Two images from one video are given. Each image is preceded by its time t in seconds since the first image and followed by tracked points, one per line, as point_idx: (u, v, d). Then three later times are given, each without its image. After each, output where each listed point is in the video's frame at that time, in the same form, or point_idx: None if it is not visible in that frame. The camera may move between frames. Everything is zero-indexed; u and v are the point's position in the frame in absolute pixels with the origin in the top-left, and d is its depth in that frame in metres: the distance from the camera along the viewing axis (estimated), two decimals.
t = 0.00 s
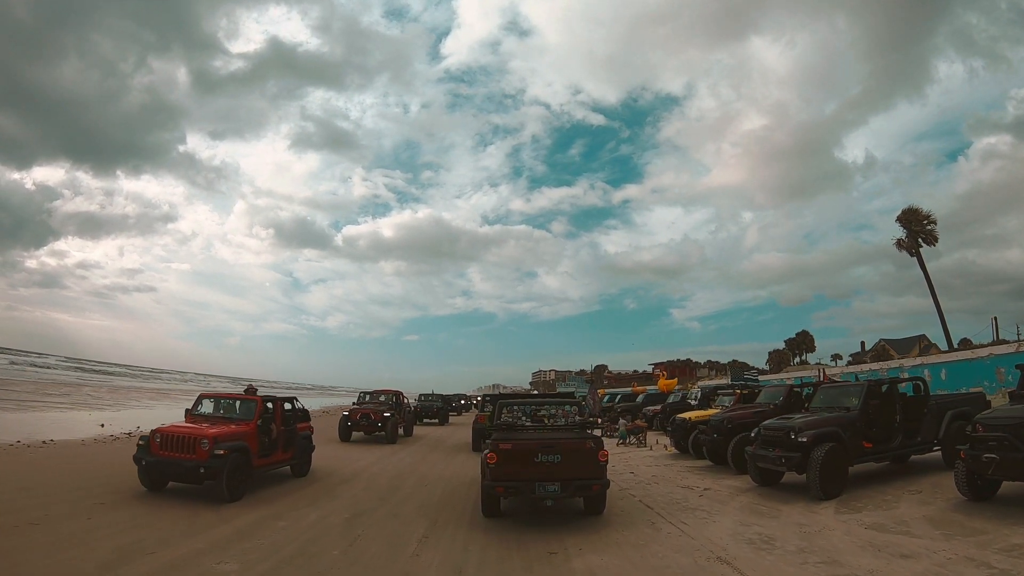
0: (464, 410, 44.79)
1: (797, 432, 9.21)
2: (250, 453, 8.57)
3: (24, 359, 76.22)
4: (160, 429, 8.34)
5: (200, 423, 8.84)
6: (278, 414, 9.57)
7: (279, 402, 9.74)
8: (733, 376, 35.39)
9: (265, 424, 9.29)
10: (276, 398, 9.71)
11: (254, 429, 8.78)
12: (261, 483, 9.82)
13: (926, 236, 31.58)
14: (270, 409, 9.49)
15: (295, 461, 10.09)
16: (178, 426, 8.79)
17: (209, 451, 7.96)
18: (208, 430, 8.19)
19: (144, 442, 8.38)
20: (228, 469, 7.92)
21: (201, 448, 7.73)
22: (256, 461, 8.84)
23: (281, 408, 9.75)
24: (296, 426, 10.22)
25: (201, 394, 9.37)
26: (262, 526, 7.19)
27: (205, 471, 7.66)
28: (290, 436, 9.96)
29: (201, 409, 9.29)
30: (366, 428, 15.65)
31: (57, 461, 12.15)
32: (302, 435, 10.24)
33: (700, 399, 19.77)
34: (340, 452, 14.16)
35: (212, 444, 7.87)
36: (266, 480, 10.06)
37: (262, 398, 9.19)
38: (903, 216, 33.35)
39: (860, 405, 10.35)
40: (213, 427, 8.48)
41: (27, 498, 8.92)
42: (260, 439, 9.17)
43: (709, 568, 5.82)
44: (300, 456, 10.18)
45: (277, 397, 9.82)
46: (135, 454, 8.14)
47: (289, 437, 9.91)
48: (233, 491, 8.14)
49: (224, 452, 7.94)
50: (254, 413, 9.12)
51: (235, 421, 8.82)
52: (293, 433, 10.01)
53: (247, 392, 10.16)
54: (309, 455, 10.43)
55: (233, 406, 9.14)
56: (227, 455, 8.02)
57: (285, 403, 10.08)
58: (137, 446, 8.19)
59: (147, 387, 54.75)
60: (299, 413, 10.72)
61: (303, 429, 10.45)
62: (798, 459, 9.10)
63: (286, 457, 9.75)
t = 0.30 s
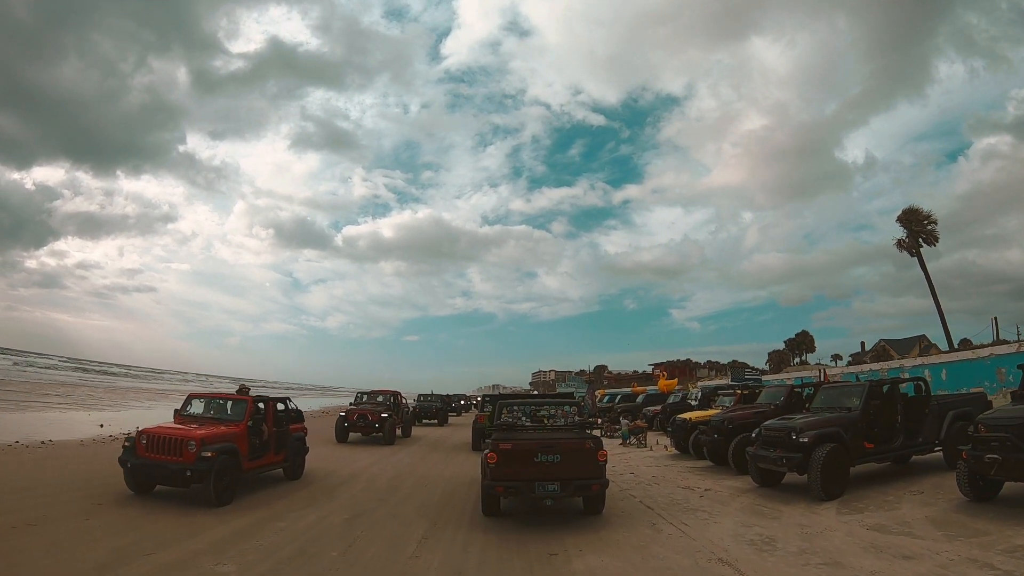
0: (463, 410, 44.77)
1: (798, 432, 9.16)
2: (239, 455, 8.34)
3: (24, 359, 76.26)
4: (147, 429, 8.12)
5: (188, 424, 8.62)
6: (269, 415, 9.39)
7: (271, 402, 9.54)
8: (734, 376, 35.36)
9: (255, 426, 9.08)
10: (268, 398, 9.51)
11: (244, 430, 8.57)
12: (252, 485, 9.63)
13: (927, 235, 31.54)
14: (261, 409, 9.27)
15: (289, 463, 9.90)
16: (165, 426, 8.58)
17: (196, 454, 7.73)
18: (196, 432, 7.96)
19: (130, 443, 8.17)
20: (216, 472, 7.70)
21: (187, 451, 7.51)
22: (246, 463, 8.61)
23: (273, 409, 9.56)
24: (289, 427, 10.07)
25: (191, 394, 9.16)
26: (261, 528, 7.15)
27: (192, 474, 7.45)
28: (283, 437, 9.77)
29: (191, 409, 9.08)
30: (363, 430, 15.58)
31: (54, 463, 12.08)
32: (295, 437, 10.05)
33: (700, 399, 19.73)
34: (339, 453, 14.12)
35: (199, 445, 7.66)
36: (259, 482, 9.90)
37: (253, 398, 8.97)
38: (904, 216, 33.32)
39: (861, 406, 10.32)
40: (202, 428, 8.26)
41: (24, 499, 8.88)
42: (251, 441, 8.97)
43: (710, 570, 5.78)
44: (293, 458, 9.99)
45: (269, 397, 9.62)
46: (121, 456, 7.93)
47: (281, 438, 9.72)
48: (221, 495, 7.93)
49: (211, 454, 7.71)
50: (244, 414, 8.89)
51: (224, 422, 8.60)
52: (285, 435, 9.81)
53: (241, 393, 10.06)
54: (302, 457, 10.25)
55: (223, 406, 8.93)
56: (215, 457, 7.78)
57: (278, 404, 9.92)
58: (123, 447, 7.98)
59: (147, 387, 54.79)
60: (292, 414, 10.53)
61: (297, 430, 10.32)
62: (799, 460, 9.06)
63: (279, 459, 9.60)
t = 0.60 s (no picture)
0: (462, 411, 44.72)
1: (800, 433, 9.11)
2: (230, 457, 8.17)
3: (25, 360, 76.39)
4: (134, 431, 7.97)
5: (178, 425, 8.47)
6: (262, 416, 9.23)
7: (263, 403, 9.38)
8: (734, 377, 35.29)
9: (247, 426, 8.91)
10: (260, 398, 9.35)
11: (235, 431, 8.41)
12: (245, 488, 9.46)
13: (927, 235, 31.48)
14: (253, 410, 9.11)
15: (282, 466, 9.73)
16: (154, 427, 8.43)
17: (184, 456, 7.58)
18: (184, 434, 7.80)
19: (117, 445, 8.01)
20: (204, 474, 7.53)
21: (175, 453, 7.36)
22: (237, 466, 8.44)
23: (266, 409, 9.40)
24: (283, 429, 9.91)
25: (180, 395, 9.00)
26: (259, 529, 7.11)
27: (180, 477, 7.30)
28: (276, 439, 9.60)
29: (181, 410, 8.92)
30: (360, 431, 15.44)
31: (51, 463, 12.01)
32: (288, 439, 9.89)
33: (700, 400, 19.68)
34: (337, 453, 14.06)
35: (187, 448, 7.50)
36: (252, 485, 9.74)
37: (244, 398, 8.80)
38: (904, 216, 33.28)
39: (863, 406, 10.27)
40: (191, 430, 8.11)
41: (21, 499, 8.84)
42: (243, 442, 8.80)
43: (712, 571, 5.73)
44: (287, 460, 9.82)
45: (262, 397, 9.47)
46: (108, 458, 7.78)
47: (275, 440, 9.55)
48: (210, 499, 7.74)
49: (200, 456, 7.55)
50: (234, 415, 8.73)
51: (214, 424, 8.45)
52: (279, 436, 9.65)
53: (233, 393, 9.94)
54: (296, 459, 10.09)
55: (214, 406, 8.78)
56: (203, 459, 7.62)
57: (271, 405, 9.77)
58: (110, 449, 7.82)
59: (148, 387, 54.85)
60: (285, 415, 10.38)
61: (291, 432, 10.17)
62: (800, 461, 9.01)
63: (273, 461, 9.45)
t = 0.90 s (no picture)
0: (462, 412, 44.64)
1: (802, 434, 9.04)
2: (220, 459, 7.98)
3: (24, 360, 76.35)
4: (121, 432, 7.80)
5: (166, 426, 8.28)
6: (254, 416, 9.05)
7: (256, 403, 9.20)
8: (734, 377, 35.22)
9: (238, 427, 8.72)
10: (252, 398, 9.17)
11: (226, 432, 8.23)
12: (237, 491, 9.27)
13: (928, 235, 31.41)
14: (245, 411, 8.93)
15: (276, 468, 9.54)
16: (142, 428, 8.25)
17: (172, 458, 7.40)
18: (172, 434, 7.63)
19: (102, 446, 7.84)
20: (192, 477, 7.35)
21: (162, 454, 7.19)
22: (228, 468, 8.25)
23: (258, 410, 9.22)
24: (277, 430, 9.73)
25: (171, 394, 8.82)
26: (257, 530, 7.05)
27: (167, 480, 7.12)
28: (270, 440, 9.42)
29: (170, 410, 8.74)
30: (357, 432, 15.26)
31: (48, 464, 11.94)
32: (282, 440, 9.69)
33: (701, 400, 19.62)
34: (336, 454, 13.99)
35: (175, 449, 7.32)
36: (246, 488, 9.56)
37: (235, 398, 8.62)
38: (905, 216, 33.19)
39: (865, 407, 10.21)
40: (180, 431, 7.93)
41: (17, 500, 8.77)
42: (234, 443, 8.61)
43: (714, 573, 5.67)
44: (281, 462, 9.63)
45: (254, 397, 9.29)
46: (94, 459, 7.61)
47: (268, 441, 9.37)
48: (199, 502, 7.55)
49: (188, 458, 7.37)
50: (225, 415, 8.54)
51: (204, 425, 8.26)
52: (272, 438, 9.47)
53: (227, 393, 9.80)
54: (291, 461, 9.89)
55: (205, 406, 8.60)
56: (191, 461, 7.44)
57: (265, 406, 9.60)
58: (96, 451, 7.66)
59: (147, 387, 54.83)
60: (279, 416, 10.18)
61: (285, 433, 10.00)
62: (802, 462, 8.94)
63: (266, 463, 9.26)
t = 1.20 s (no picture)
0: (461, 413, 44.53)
1: (804, 434, 8.97)
2: (208, 461, 7.80)
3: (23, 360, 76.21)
4: (107, 432, 7.65)
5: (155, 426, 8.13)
6: (245, 417, 8.87)
7: (248, 404, 9.04)
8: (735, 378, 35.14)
9: (228, 428, 8.56)
10: (243, 398, 9.00)
11: (216, 433, 8.06)
12: (229, 494, 9.09)
13: (930, 234, 31.34)
14: (236, 411, 8.76)
15: (269, 470, 9.36)
16: (130, 428, 8.09)
17: (159, 460, 7.22)
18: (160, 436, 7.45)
19: (89, 448, 7.68)
20: (179, 480, 7.15)
21: (148, 456, 7.01)
22: (218, 470, 8.07)
23: (250, 410, 9.04)
24: (270, 431, 9.55)
25: (160, 394, 8.66)
26: (254, 532, 6.99)
27: (153, 482, 6.94)
28: (262, 441, 9.26)
29: (160, 410, 8.57)
30: (353, 432, 15.06)
31: (45, 465, 11.86)
32: (276, 442, 9.52)
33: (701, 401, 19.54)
34: (334, 455, 13.91)
35: (162, 451, 7.15)
36: (238, 490, 9.39)
37: (226, 398, 8.44)
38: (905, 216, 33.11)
39: (868, 407, 10.13)
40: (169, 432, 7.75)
41: (12, 501, 8.69)
42: (225, 444, 8.45)
43: None
44: (274, 465, 9.46)
45: (246, 397, 9.13)
46: (79, 461, 7.45)
47: (260, 442, 9.20)
48: (188, 505, 7.37)
49: (174, 460, 7.17)
50: (215, 416, 8.35)
51: (193, 426, 8.08)
52: (265, 439, 9.30)
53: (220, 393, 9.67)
54: (285, 463, 9.72)
55: (195, 407, 8.42)
56: (178, 464, 7.25)
57: (258, 406, 9.43)
58: (81, 452, 7.50)
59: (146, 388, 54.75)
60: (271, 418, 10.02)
61: (278, 435, 9.83)
62: (805, 462, 8.86)
63: (258, 465, 9.09)
